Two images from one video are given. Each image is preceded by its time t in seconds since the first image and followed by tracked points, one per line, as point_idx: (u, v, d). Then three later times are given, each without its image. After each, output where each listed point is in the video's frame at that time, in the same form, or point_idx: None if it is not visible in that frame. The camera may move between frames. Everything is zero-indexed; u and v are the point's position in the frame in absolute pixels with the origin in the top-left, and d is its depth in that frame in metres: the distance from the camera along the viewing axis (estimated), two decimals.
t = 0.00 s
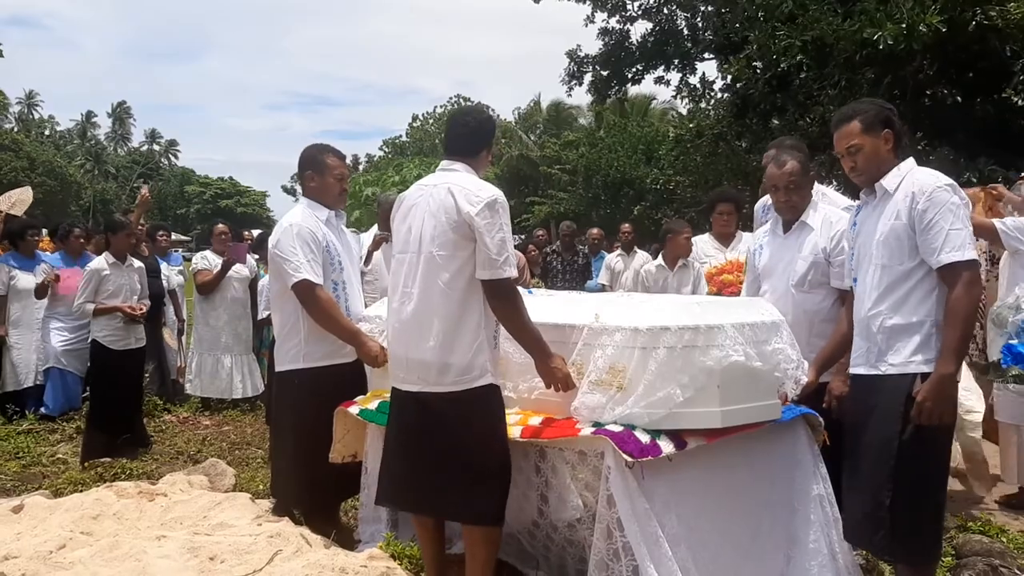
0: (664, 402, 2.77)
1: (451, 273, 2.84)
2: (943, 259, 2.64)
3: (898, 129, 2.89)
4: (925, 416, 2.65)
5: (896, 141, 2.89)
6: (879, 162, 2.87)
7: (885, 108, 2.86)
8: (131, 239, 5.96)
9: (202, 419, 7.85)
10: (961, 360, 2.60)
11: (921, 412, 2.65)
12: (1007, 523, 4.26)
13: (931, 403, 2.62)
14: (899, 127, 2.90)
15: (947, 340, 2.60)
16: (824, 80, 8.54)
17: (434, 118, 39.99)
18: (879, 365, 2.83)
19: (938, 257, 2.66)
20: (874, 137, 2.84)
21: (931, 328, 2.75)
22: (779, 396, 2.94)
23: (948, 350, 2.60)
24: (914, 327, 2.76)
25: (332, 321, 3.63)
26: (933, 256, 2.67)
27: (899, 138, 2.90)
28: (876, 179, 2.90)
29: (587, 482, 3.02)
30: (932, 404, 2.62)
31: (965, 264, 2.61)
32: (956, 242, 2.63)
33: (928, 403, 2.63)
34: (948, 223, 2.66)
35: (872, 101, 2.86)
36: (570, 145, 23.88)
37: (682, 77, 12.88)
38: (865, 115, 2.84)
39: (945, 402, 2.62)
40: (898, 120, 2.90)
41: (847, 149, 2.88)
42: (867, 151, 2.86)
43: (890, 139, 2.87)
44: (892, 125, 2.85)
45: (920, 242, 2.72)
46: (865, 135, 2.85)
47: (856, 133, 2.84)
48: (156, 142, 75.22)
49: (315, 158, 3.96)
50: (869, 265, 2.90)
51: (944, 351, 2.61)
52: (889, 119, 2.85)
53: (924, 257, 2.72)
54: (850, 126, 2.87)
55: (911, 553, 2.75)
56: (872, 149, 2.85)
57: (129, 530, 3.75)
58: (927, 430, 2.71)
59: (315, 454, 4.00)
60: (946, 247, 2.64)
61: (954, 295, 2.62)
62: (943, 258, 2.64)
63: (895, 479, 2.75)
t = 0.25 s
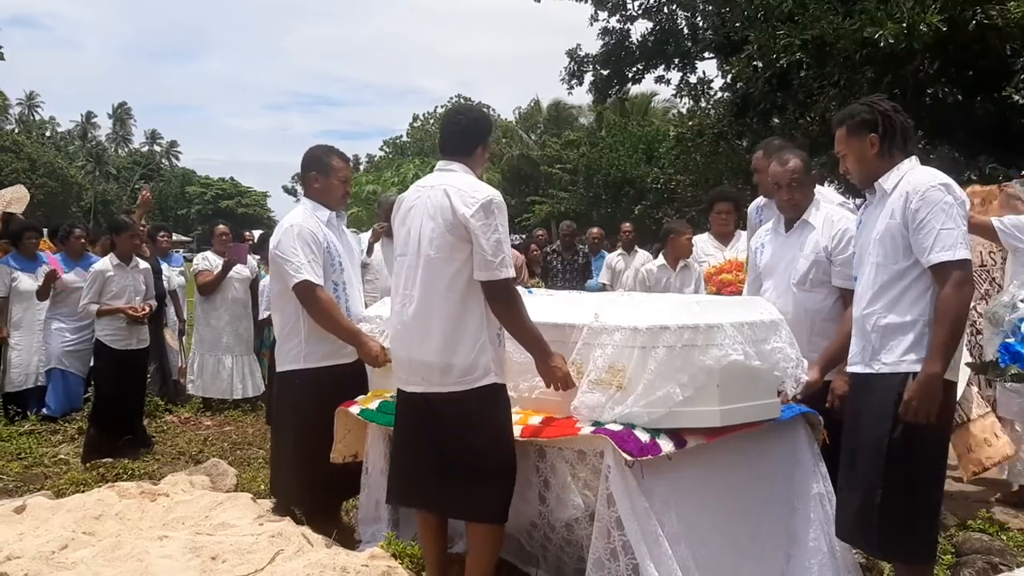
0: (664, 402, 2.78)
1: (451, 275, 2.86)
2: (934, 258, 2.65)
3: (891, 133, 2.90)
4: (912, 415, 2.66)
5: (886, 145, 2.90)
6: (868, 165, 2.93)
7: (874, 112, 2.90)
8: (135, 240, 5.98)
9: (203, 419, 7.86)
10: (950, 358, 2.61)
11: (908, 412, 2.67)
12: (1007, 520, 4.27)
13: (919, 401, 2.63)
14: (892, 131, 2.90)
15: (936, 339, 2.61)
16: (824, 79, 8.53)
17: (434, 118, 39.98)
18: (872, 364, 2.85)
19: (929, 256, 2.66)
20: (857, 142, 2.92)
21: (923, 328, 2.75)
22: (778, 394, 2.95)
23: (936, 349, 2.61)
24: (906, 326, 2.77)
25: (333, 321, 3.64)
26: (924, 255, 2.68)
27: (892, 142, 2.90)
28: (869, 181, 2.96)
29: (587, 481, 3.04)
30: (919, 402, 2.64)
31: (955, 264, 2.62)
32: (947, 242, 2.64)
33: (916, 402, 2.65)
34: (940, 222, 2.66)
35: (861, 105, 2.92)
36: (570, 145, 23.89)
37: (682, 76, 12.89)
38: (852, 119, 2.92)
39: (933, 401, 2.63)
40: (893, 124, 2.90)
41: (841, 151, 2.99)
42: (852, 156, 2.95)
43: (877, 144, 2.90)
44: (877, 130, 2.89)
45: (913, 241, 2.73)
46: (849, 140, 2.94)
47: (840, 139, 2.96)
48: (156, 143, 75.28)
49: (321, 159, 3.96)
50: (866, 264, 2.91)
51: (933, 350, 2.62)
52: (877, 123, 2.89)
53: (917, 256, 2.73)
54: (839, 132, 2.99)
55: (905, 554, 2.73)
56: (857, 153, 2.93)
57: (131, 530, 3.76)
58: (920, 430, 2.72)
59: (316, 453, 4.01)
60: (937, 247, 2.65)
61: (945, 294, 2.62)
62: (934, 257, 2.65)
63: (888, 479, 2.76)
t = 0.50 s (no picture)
0: (664, 401, 2.78)
1: (456, 276, 2.86)
2: (929, 255, 2.65)
3: (893, 131, 2.92)
4: (907, 412, 2.67)
5: (888, 143, 2.92)
6: (871, 163, 2.95)
7: (876, 111, 2.92)
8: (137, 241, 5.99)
9: (204, 420, 7.86)
10: (944, 355, 2.60)
11: (902, 408, 2.67)
12: (1009, 520, 4.27)
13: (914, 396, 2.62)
14: (895, 129, 2.92)
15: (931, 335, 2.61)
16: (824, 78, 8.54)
17: (433, 118, 39.96)
18: (872, 362, 2.85)
19: (924, 254, 2.66)
20: (859, 140, 2.94)
21: (921, 325, 2.75)
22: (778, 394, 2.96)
23: (932, 345, 2.62)
24: (905, 324, 2.77)
25: (334, 322, 3.64)
26: (921, 253, 2.68)
27: (895, 140, 2.92)
28: (872, 179, 2.98)
29: (587, 481, 3.04)
30: (913, 398, 2.63)
31: (951, 260, 2.60)
32: (942, 239, 2.63)
33: (910, 396, 2.64)
34: (935, 220, 2.66)
35: (864, 103, 2.94)
36: (571, 144, 23.90)
37: (681, 75, 12.89)
38: (855, 118, 2.95)
39: (927, 398, 2.63)
40: (895, 122, 2.92)
41: (844, 150, 3.02)
42: (855, 154, 2.98)
43: (879, 141, 2.92)
44: (879, 127, 2.91)
45: (910, 239, 2.73)
46: (851, 137, 2.97)
47: (843, 137, 2.99)
48: (157, 143, 75.30)
49: (325, 161, 3.98)
50: (865, 263, 2.92)
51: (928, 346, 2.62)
52: (879, 121, 2.91)
53: (914, 254, 2.73)
54: (842, 131, 3.02)
55: (905, 555, 2.75)
56: (859, 151, 2.95)
57: (132, 531, 3.76)
58: (919, 429, 2.73)
59: (316, 454, 4.02)
60: (933, 244, 2.64)
61: (940, 290, 2.62)
62: (929, 255, 2.65)
63: (887, 479, 2.76)
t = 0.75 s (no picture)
0: (666, 402, 2.79)
1: (461, 278, 2.87)
2: (935, 258, 2.65)
3: (894, 131, 2.92)
4: (908, 410, 2.66)
5: (889, 144, 2.92)
6: (873, 165, 2.95)
7: (876, 112, 2.92)
8: (131, 241, 5.95)
9: (206, 421, 7.87)
10: (951, 358, 2.62)
11: (904, 405, 2.67)
12: (1010, 519, 4.28)
13: (921, 397, 2.63)
14: (895, 129, 2.92)
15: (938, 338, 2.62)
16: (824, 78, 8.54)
17: (433, 118, 39.96)
18: (880, 363, 2.86)
19: (930, 257, 2.67)
20: (861, 141, 2.94)
21: (929, 326, 2.76)
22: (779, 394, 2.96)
23: (938, 348, 2.63)
24: (912, 326, 2.78)
25: (337, 324, 3.64)
26: (927, 255, 2.68)
27: (896, 140, 2.92)
28: (874, 180, 2.98)
29: (589, 482, 3.05)
30: (921, 399, 2.64)
31: (957, 263, 2.61)
32: (948, 242, 2.63)
33: (916, 396, 2.65)
34: (941, 222, 2.66)
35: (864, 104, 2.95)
36: (571, 144, 23.91)
37: (681, 75, 12.89)
38: (855, 119, 2.96)
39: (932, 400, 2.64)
40: (895, 122, 2.92)
41: (847, 151, 3.03)
42: (857, 156, 2.99)
43: (880, 142, 2.92)
44: (879, 129, 2.91)
45: (916, 242, 2.73)
46: (853, 139, 2.97)
47: (846, 139, 2.99)
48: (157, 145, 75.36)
49: (330, 163, 3.98)
50: (872, 264, 2.92)
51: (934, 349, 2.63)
52: (879, 122, 2.91)
53: (920, 256, 2.74)
54: (844, 132, 3.03)
55: (907, 553, 2.77)
56: (861, 153, 2.96)
57: (135, 533, 3.77)
58: (920, 430, 2.74)
59: (318, 454, 4.02)
60: (939, 247, 2.65)
61: (947, 293, 2.63)
62: (935, 257, 2.65)
63: (890, 478, 2.78)
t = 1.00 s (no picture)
0: (670, 405, 2.80)
1: (466, 281, 2.88)
2: (947, 261, 2.66)
3: (890, 138, 2.94)
4: (918, 412, 2.68)
5: (888, 151, 2.94)
6: (876, 175, 2.97)
7: (870, 123, 2.93)
8: (130, 244, 5.97)
9: (209, 424, 7.87)
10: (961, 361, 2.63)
11: (913, 409, 2.68)
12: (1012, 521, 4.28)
13: (931, 399, 2.65)
14: (891, 137, 2.94)
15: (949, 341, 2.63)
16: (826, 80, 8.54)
17: (434, 120, 39.97)
18: (890, 365, 2.87)
19: (942, 259, 2.67)
20: (860, 155, 2.95)
21: (940, 329, 2.77)
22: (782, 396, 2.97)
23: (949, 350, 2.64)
24: (922, 328, 2.79)
25: (341, 327, 3.65)
26: (938, 258, 2.69)
27: (894, 146, 2.94)
28: (880, 189, 3.00)
29: (593, 484, 3.06)
30: (933, 402, 2.65)
31: (969, 266, 2.62)
32: (960, 245, 2.64)
33: (926, 399, 2.66)
34: (953, 226, 2.67)
35: (856, 119, 2.95)
36: (572, 146, 23.92)
37: (682, 77, 12.90)
38: (850, 134, 2.97)
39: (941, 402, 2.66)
40: (889, 129, 2.94)
41: (848, 166, 3.04)
42: (860, 169, 3.00)
43: (879, 152, 2.95)
44: (876, 138, 2.93)
45: (926, 245, 2.74)
46: (852, 154, 2.99)
47: (845, 156, 3.01)
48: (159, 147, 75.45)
49: (337, 166, 3.99)
50: (882, 267, 2.92)
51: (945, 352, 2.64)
52: (874, 133, 2.93)
53: (931, 259, 2.74)
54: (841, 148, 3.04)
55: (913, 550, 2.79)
56: (862, 165, 2.97)
57: (140, 536, 3.78)
58: (928, 429, 2.77)
59: (322, 457, 4.03)
60: (950, 250, 2.66)
61: (958, 296, 2.64)
62: (947, 261, 2.66)
63: (897, 476, 2.80)
